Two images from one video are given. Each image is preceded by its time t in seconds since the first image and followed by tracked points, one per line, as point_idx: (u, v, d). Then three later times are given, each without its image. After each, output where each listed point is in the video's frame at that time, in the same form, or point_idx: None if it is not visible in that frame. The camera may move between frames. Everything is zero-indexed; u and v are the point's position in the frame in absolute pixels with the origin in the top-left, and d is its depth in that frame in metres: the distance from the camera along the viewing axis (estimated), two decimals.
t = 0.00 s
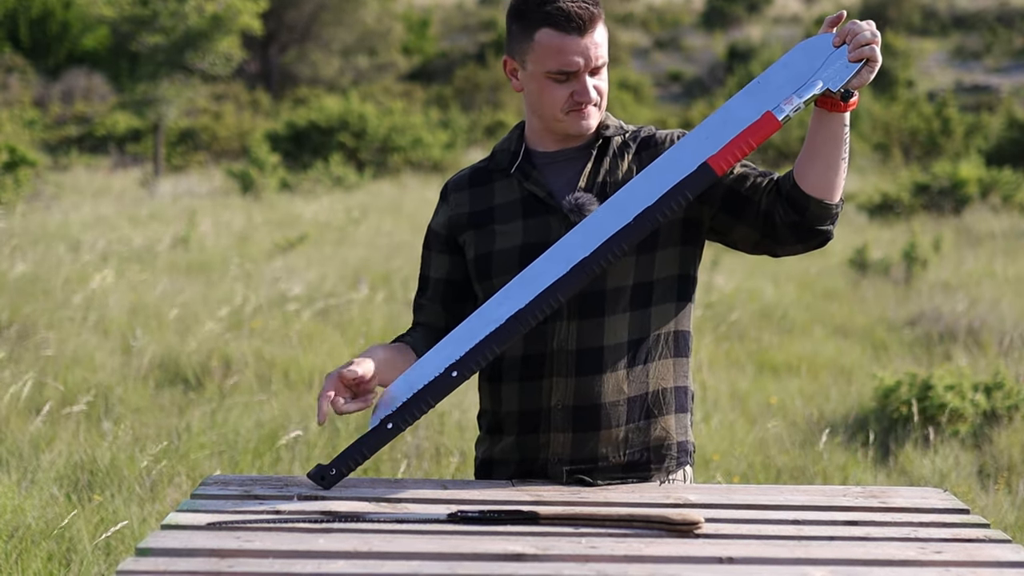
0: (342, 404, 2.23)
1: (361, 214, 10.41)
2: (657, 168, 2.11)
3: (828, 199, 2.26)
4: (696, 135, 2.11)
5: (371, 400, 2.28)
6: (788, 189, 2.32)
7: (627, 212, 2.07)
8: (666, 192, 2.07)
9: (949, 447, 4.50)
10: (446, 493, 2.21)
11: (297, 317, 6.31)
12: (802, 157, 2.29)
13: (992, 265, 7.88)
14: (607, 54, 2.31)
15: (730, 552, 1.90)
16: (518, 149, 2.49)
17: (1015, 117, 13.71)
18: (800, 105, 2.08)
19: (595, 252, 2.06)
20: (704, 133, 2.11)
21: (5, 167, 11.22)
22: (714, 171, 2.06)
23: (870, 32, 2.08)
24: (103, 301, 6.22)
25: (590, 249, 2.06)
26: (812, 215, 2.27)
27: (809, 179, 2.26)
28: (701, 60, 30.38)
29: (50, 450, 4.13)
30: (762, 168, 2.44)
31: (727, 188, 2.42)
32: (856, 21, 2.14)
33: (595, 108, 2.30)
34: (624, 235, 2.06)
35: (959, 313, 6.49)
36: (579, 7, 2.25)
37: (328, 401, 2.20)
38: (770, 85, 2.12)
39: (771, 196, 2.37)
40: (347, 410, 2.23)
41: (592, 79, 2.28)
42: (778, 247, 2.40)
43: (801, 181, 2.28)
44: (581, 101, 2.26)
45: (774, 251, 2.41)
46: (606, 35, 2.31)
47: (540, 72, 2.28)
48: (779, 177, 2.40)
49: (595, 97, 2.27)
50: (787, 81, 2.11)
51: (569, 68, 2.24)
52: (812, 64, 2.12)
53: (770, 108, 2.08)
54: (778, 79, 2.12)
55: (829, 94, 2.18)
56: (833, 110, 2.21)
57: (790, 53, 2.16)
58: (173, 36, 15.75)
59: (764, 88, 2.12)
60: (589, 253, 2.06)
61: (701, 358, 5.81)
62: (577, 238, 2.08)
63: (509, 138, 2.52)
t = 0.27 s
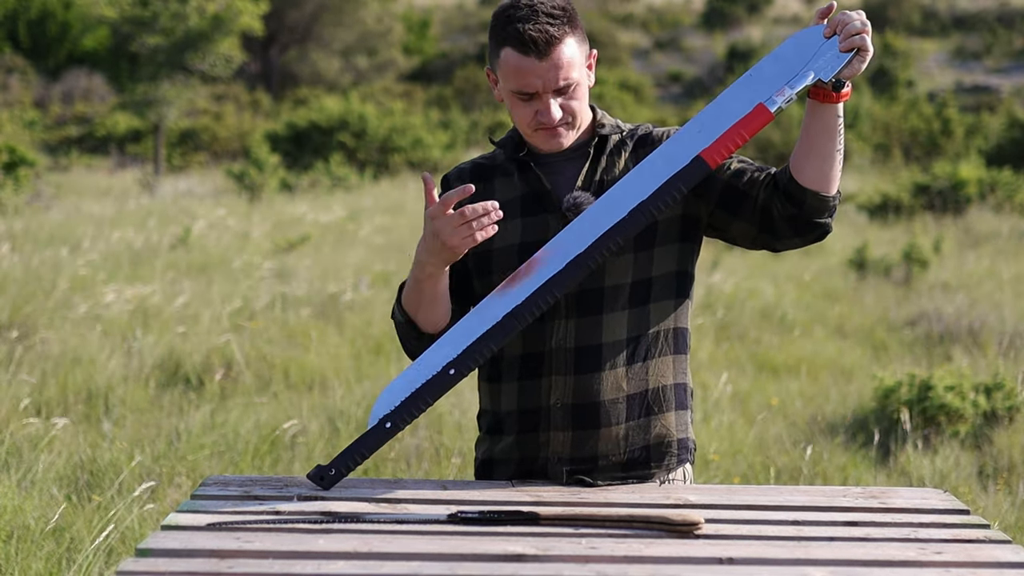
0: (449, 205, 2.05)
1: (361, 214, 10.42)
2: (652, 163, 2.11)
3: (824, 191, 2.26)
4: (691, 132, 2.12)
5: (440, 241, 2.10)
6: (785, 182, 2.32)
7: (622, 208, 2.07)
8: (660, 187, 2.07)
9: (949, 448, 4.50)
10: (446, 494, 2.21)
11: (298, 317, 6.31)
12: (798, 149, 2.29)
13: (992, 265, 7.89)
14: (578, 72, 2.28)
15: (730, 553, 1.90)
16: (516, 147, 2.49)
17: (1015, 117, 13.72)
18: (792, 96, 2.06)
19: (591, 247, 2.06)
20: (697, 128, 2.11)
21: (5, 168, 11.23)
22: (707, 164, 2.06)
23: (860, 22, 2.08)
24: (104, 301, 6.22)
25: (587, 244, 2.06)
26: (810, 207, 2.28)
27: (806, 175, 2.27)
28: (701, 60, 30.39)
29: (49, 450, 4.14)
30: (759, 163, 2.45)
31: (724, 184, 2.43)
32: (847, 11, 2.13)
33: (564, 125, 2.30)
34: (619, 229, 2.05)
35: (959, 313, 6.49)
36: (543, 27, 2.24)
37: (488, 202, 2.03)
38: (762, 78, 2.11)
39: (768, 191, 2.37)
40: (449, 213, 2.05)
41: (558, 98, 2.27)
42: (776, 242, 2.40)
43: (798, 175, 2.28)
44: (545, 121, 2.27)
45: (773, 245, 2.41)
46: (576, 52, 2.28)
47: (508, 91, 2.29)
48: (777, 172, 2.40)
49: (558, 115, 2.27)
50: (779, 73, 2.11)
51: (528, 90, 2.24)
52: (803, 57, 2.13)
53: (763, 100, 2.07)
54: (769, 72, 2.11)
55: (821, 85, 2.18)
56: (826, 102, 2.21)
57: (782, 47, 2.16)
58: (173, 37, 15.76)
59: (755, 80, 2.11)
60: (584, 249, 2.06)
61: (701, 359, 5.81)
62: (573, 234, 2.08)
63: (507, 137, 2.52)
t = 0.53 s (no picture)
0: (539, 183, 2.00)
1: (361, 214, 10.42)
2: (652, 163, 2.11)
3: (823, 191, 2.26)
4: (692, 132, 2.11)
5: (517, 215, 2.03)
6: (784, 182, 2.32)
7: (624, 206, 2.07)
8: (660, 185, 2.05)
9: (949, 447, 4.50)
10: (446, 493, 2.21)
11: (297, 317, 6.31)
12: (797, 149, 2.29)
13: (993, 265, 7.89)
14: (566, 62, 2.29)
15: (730, 553, 1.90)
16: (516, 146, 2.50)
17: (1015, 117, 13.72)
18: (791, 95, 2.05)
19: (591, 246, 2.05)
20: (697, 127, 2.12)
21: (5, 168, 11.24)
22: (707, 164, 2.05)
23: (859, 21, 2.09)
24: (104, 301, 6.22)
25: (589, 243, 2.06)
26: (808, 207, 2.28)
27: (804, 175, 2.27)
28: (701, 60, 30.39)
29: (49, 449, 4.14)
30: (758, 163, 2.45)
31: (723, 183, 2.43)
32: (846, 11, 2.14)
33: (550, 113, 2.30)
34: (619, 229, 2.04)
35: (959, 313, 6.49)
36: (531, 14, 2.27)
37: (582, 186, 1.99)
38: (761, 78, 2.12)
39: (767, 190, 2.37)
40: (538, 186, 1.99)
41: (543, 85, 2.27)
42: (775, 242, 2.40)
43: (797, 175, 2.28)
44: (531, 106, 2.27)
45: (772, 245, 2.41)
46: (566, 43, 2.30)
47: (495, 75, 2.31)
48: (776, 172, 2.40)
49: (544, 100, 2.26)
50: (777, 73, 2.11)
51: (513, 73, 2.26)
52: (801, 57, 2.14)
53: (763, 101, 2.07)
54: (767, 73, 2.12)
55: (820, 84, 2.19)
56: (824, 101, 2.22)
57: (780, 48, 2.17)
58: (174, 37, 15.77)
59: (753, 80, 2.12)
60: (585, 248, 2.05)
61: (701, 358, 5.80)
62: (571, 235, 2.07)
63: (509, 136, 2.54)
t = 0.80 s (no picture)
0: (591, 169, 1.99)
1: (360, 213, 10.42)
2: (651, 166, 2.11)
3: (822, 192, 2.26)
4: (693, 135, 2.10)
5: (563, 200, 2.01)
6: (783, 183, 2.32)
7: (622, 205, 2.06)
8: (658, 186, 2.04)
9: (948, 445, 4.51)
10: (446, 493, 2.21)
11: (297, 316, 6.31)
12: (795, 149, 2.29)
13: (992, 263, 7.89)
14: (560, 48, 2.30)
15: (729, 551, 1.90)
16: (516, 142, 2.50)
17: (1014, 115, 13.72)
18: (790, 96, 2.03)
19: (591, 247, 2.05)
20: (698, 128, 2.11)
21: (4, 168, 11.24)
22: (706, 164, 2.01)
23: (857, 22, 2.09)
24: (103, 300, 6.22)
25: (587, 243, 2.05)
26: (807, 208, 2.28)
27: (803, 175, 2.27)
28: (700, 59, 30.37)
29: (49, 449, 4.14)
30: (757, 164, 2.46)
31: (722, 185, 2.44)
32: (844, 13, 2.14)
33: (543, 99, 2.30)
34: (618, 230, 2.03)
35: (959, 311, 6.49)
36: None
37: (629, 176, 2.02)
38: (760, 79, 2.11)
39: (766, 191, 2.37)
40: (589, 174, 1.98)
41: (536, 69, 2.28)
42: (773, 243, 2.39)
43: (796, 176, 2.28)
44: (524, 90, 2.27)
45: (770, 246, 2.40)
46: (560, 29, 2.31)
47: (490, 62, 2.33)
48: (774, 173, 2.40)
49: (536, 84, 2.27)
50: (777, 75, 2.10)
51: (505, 56, 2.28)
52: (801, 57, 2.13)
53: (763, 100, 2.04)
54: (767, 74, 2.11)
55: (819, 85, 2.19)
56: (823, 102, 2.22)
57: (781, 48, 2.18)
58: (173, 36, 15.77)
59: (755, 82, 2.11)
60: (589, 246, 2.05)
61: (700, 357, 5.80)
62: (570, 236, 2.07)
63: (508, 131, 2.54)
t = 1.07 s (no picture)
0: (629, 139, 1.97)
1: (360, 213, 10.42)
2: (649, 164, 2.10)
3: (820, 189, 2.26)
4: (691, 132, 2.10)
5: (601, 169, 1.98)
6: (781, 181, 2.32)
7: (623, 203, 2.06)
8: (655, 185, 2.03)
9: (949, 445, 4.50)
10: (446, 493, 2.21)
11: (296, 316, 6.31)
12: (794, 146, 2.29)
13: (993, 263, 7.89)
14: (555, 43, 2.31)
15: (730, 551, 1.90)
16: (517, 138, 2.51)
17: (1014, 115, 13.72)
18: (787, 92, 2.02)
19: (590, 245, 2.03)
20: (696, 126, 2.11)
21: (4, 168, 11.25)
22: (703, 161, 2.01)
23: (854, 18, 2.09)
24: (103, 301, 6.22)
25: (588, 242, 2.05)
26: (805, 206, 2.28)
27: (800, 172, 2.26)
28: (700, 59, 30.37)
29: (49, 449, 4.14)
30: (755, 162, 2.46)
31: (721, 183, 2.44)
32: (841, 9, 2.14)
33: (539, 93, 2.31)
34: (615, 228, 2.02)
35: (959, 310, 6.49)
36: None
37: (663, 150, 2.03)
38: (756, 76, 2.11)
39: (764, 188, 2.37)
40: (630, 143, 1.97)
41: (531, 63, 2.29)
42: (772, 241, 2.39)
43: (794, 172, 2.28)
44: (519, 83, 2.28)
45: (769, 244, 2.40)
46: (555, 26, 2.33)
47: (487, 60, 2.36)
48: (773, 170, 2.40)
49: (531, 77, 2.28)
50: (774, 72, 2.10)
51: (501, 51, 2.30)
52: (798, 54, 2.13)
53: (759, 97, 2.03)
54: (763, 71, 2.11)
55: (815, 82, 2.19)
56: (820, 99, 2.22)
57: (777, 45, 2.18)
58: (172, 36, 15.78)
59: (752, 79, 2.10)
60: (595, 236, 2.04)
61: (700, 357, 5.80)
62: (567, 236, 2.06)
63: (509, 128, 2.54)
